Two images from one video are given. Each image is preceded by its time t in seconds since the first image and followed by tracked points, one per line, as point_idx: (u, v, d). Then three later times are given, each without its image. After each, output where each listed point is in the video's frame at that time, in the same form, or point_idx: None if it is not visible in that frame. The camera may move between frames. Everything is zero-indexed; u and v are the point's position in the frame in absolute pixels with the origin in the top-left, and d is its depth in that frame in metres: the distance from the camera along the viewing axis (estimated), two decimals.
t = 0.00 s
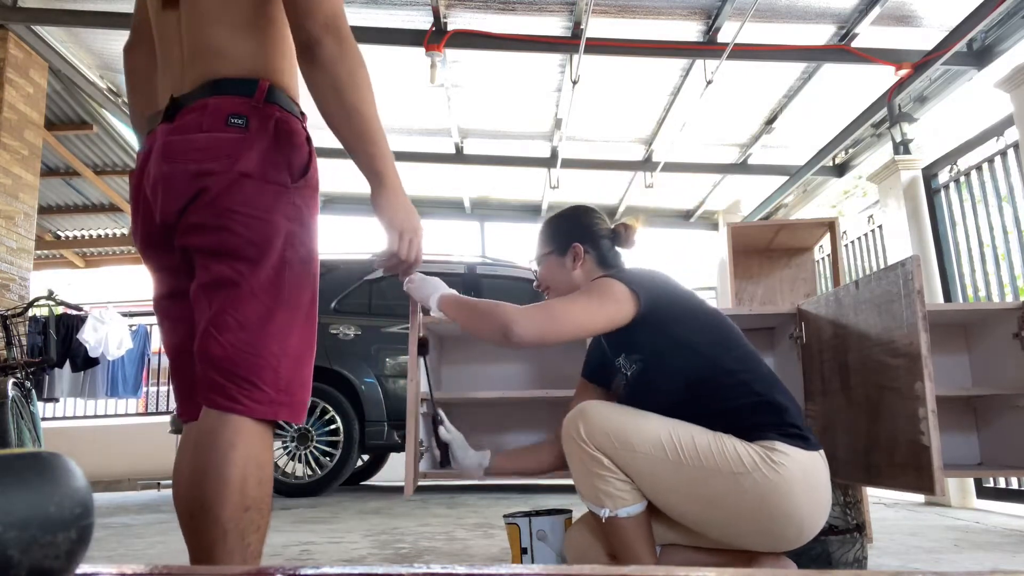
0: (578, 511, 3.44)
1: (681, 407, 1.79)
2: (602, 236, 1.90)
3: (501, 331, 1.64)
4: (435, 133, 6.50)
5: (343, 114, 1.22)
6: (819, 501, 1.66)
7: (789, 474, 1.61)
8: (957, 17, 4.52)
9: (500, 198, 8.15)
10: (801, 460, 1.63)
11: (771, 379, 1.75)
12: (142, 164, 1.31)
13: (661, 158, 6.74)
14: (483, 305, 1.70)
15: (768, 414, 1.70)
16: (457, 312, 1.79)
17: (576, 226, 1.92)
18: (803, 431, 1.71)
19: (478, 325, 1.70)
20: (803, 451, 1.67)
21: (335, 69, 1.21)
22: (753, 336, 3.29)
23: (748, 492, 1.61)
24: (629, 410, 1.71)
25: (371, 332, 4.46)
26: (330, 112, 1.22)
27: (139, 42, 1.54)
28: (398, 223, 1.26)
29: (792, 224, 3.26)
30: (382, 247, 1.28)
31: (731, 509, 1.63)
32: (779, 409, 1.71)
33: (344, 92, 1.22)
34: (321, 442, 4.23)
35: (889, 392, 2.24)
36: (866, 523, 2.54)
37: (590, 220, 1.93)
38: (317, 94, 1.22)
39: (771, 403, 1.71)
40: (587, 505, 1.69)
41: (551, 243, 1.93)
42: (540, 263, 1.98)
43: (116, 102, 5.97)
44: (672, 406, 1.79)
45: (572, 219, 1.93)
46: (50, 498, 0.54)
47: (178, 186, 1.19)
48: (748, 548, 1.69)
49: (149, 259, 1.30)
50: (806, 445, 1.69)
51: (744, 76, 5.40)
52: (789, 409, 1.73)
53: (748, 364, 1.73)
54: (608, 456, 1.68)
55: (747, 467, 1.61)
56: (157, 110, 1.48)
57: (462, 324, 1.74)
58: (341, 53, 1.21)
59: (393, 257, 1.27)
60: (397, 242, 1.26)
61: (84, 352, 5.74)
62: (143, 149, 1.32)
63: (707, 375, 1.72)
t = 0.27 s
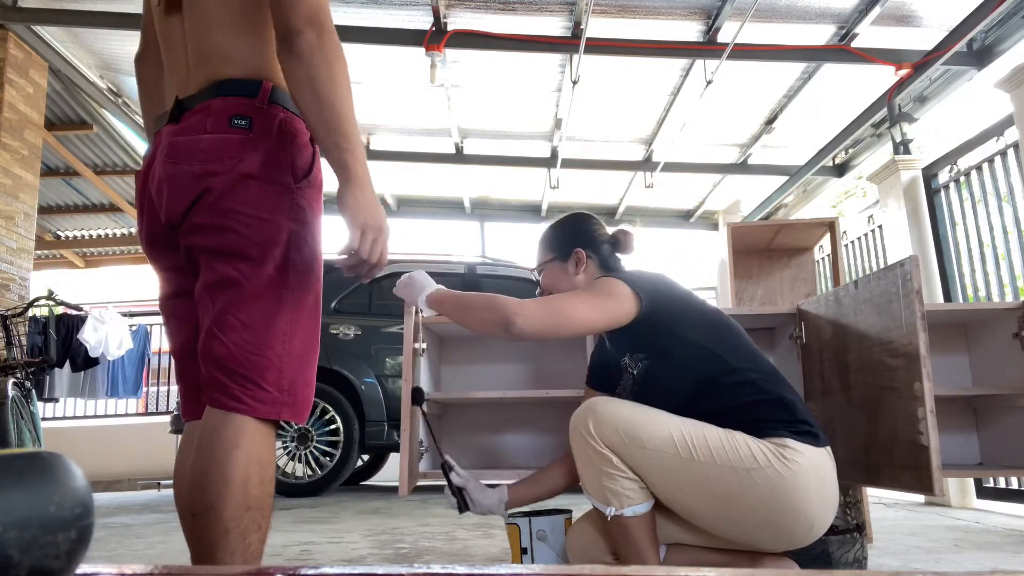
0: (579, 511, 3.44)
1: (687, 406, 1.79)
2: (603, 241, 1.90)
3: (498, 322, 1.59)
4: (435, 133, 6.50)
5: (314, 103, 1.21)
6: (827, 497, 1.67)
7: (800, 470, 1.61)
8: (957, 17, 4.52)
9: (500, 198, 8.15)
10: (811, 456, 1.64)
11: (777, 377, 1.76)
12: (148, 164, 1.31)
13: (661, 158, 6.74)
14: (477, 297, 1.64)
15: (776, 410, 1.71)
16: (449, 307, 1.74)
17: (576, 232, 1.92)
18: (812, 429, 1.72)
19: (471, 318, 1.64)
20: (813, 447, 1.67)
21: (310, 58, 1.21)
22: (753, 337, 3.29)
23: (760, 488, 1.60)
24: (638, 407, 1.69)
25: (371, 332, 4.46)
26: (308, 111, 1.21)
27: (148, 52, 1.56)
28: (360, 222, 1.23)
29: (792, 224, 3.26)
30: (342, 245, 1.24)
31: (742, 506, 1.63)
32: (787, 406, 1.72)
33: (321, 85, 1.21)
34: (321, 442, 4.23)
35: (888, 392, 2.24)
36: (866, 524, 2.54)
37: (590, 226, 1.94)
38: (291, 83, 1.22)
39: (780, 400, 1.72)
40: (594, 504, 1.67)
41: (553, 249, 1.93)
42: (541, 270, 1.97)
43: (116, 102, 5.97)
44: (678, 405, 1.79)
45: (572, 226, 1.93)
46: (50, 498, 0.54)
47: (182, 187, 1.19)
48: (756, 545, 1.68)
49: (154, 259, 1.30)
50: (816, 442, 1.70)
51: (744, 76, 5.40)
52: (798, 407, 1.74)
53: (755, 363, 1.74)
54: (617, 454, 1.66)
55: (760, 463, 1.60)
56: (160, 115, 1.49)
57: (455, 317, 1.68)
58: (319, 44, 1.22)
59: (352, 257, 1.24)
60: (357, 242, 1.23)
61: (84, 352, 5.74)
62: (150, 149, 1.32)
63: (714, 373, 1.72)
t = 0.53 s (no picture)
0: (579, 512, 3.44)
1: (690, 406, 1.79)
2: (604, 241, 1.90)
3: (501, 320, 1.59)
4: (435, 133, 6.50)
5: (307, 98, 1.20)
6: (831, 498, 1.67)
7: (804, 470, 1.61)
8: (957, 17, 4.52)
9: (500, 198, 8.16)
10: (815, 456, 1.64)
11: (779, 377, 1.76)
12: (154, 162, 1.32)
13: (661, 158, 6.74)
14: (479, 296, 1.64)
15: (779, 411, 1.71)
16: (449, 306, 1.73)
17: (577, 233, 1.92)
18: (816, 429, 1.72)
19: (473, 317, 1.64)
20: (817, 447, 1.67)
21: (304, 52, 1.20)
22: (753, 337, 3.29)
23: (764, 488, 1.60)
24: (643, 405, 1.69)
25: (371, 332, 4.46)
26: (303, 107, 1.21)
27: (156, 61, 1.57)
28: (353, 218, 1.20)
29: (792, 224, 3.26)
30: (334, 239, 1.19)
31: (745, 507, 1.63)
32: (790, 406, 1.73)
33: (316, 83, 1.21)
34: (321, 442, 4.23)
35: (888, 392, 2.24)
36: (867, 523, 2.54)
37: (591, 226, 1.94)
38: (287, 79, 1.21)
39: (782, 400, 1.72)
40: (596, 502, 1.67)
41: (554, 251, 1.93)
42: (543, 272, 1.97)
43: (116, 102, 5.97)
44: (681, 404, 1.79)
45: (572, 227, 1.93)
46: (50, 498, 0.54)
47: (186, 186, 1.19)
48: (759, 545, 1.69)
49: (158, 258, 1.30)
50: (819, 443, 1.70)
51: (744, 76, 5.40)
52: (800, 407, 1.74)
53: (757, 362, 1.74)
54: (621, 452, 1.66)
55: (764, 463, 1.60)
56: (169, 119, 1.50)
57: (457, 316, 1.68)
58: (314, 38, 1.21)
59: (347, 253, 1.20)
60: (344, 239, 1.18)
61: (84, 352, 5.74)
62: (156, 148, 1.32)
63: (717, 373, 1.72)
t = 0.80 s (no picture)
0: (579, 511, 3.44)
1: (691, 407, 1.79)
2: (599, 242, 1.91)
3: (502, 319, 1.59)
4: (435, 133, 6.50)
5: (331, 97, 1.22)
6: (832, 498, 1.67)
7: (805, 470, 1.61)
8: (957, 17, 4.52)
9: (500, 198, 8.16)
10: (816, 456, 1.64)
11: (780, 377, 1.77)
12: (155, 162, 1.32)
13: (661, 158, 6.74)
14: (480, 295, 1.64)
15: (780, 411, 1.71)
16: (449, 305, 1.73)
17: (574, 236, 1.92)
18: (817, 429, 1.73)
19: (473, 315, 1.64)
20: (818, 447, 1.68)
21: (320, 51, 1.21)
22: (752, 337, 3.30)
23: (765, 488, 1.60)
24: (644, 405, 1.69)
25: (371, 332, 4.46)
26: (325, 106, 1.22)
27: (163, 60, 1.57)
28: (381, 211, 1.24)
29: (792, 225, 3.26)
30: (369, 235, 1.25)
31: (745, 507, 1.63)
32: (792, 406, 1.73)
33: (337, 83, 1.22)
34: (321, 442, 4.23)
35: (888, 392, 2.24)
36: (866, 523, 2.54)
37: (587, 228, 1.94)
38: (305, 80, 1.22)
39: (784, 400, 1.73)
40: (597, 501, 1.67)
41: (551, 254, 1.92)
42: (541, 275, 1.96)
43: (116, 102, 5.98)
44: (682, 404, 1.79)
45: (570, 229, 1.93)
46: (50, 498, 0.54)
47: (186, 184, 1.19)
48: (759, 545, 1.69)
49: (158, 257, 1.31)
50: (820, 443, 1.70)
51: (744, 76, 5.40)
52: (801, 407, 1.74)
53: (756, 362, 1.74)
54: (622, 452, 1.66)
55: (765, 463, 1.60)
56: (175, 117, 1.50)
57: (458, 313, 1.67)
58: (328, 37, 1.21)
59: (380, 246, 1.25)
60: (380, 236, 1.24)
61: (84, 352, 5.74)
62: (158, 147, 1.33)
63: (718, 373, 1.72)
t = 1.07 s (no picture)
0: (579, 511, 3.45)
1: (692, 407, 1.79)
2: (598, 246, 1.91)
3: (503, 319, 1.58)
4: (435, 133, 6.50)
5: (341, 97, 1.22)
6: (835, 497, 1.67)
7: (809, 468, 1.61)
8: (957, 17, 4.51)
9: (500, 198, 8.16)
10: (819, 454, 1.64)
11: (781, 376, 1.77)
12: (158, 161, 1.32)
13: (661, 157, 6.74)
14: (481, 295, 1.64)
15: (783, 409, 1.71)
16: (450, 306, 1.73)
17: (573, 240, 1.92)
18: (820, 427, 1.73)
19: (474, 315, 1.63)
20: (821, 446, 1.68)
21: (326, 53, 1.20)
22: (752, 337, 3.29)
23: (770, 487, 1.60)
24: (647, 404, 1.69)
25: (371, 332, 4.46)
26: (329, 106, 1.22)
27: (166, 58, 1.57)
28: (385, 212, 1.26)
29: (792, 224, 3.26)
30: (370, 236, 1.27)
31: (749, 505, 1.63)
32: (794, 404, 1.73)
33: (341, 83, 1.22)
34: (321, 442, 4.23)
35: (888, 392, 2.24)
36: (866, 523, 2.54)
37: (586, 231, 1.94)
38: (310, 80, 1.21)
39: (786, 400, 1.73)
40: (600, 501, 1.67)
41: (551, 258, 1.92)
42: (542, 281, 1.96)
43: (116, 102, 5.98)
44: (683, 405, 1.79)
45: (568, 233, 1.93)
46: (50, 498, 0.54)
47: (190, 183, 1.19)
48: (762, 543, 1.69)
49: (161, 257, 1.30)
50: (823, 441, 1.70)
51: (744, 76, 5.40)
52: (803, 406, 1.74)
53: (756, 362, 1.74)
54: (625, 451, 1.66)
55: (769, 461, 1.60)
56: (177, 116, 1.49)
57: (459, 314, 1.67)
58: (333, 39, 1.21)
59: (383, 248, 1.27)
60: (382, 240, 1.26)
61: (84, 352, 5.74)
62: (161, 146, 1.33)
63: (720, 373, 1.72)
